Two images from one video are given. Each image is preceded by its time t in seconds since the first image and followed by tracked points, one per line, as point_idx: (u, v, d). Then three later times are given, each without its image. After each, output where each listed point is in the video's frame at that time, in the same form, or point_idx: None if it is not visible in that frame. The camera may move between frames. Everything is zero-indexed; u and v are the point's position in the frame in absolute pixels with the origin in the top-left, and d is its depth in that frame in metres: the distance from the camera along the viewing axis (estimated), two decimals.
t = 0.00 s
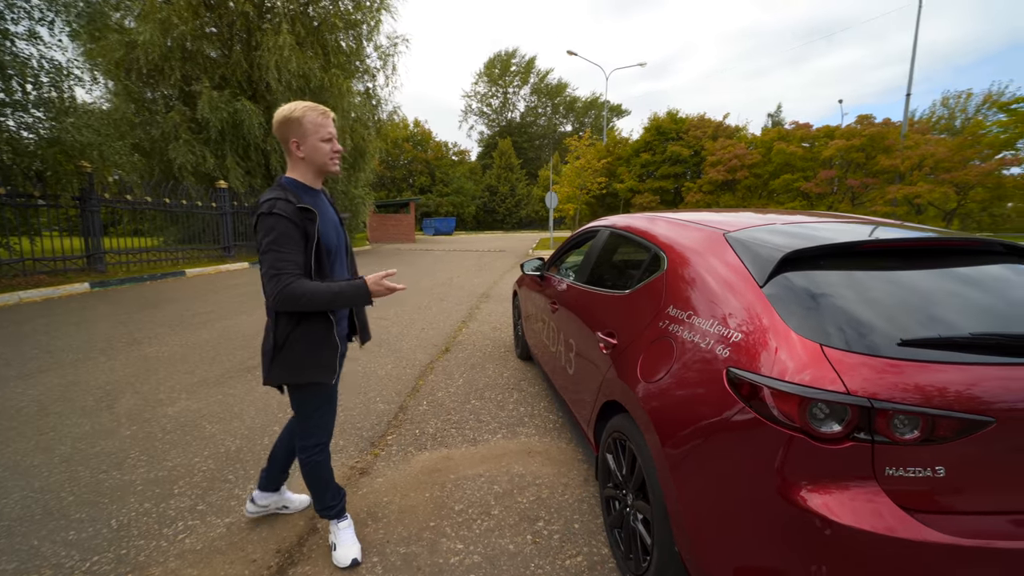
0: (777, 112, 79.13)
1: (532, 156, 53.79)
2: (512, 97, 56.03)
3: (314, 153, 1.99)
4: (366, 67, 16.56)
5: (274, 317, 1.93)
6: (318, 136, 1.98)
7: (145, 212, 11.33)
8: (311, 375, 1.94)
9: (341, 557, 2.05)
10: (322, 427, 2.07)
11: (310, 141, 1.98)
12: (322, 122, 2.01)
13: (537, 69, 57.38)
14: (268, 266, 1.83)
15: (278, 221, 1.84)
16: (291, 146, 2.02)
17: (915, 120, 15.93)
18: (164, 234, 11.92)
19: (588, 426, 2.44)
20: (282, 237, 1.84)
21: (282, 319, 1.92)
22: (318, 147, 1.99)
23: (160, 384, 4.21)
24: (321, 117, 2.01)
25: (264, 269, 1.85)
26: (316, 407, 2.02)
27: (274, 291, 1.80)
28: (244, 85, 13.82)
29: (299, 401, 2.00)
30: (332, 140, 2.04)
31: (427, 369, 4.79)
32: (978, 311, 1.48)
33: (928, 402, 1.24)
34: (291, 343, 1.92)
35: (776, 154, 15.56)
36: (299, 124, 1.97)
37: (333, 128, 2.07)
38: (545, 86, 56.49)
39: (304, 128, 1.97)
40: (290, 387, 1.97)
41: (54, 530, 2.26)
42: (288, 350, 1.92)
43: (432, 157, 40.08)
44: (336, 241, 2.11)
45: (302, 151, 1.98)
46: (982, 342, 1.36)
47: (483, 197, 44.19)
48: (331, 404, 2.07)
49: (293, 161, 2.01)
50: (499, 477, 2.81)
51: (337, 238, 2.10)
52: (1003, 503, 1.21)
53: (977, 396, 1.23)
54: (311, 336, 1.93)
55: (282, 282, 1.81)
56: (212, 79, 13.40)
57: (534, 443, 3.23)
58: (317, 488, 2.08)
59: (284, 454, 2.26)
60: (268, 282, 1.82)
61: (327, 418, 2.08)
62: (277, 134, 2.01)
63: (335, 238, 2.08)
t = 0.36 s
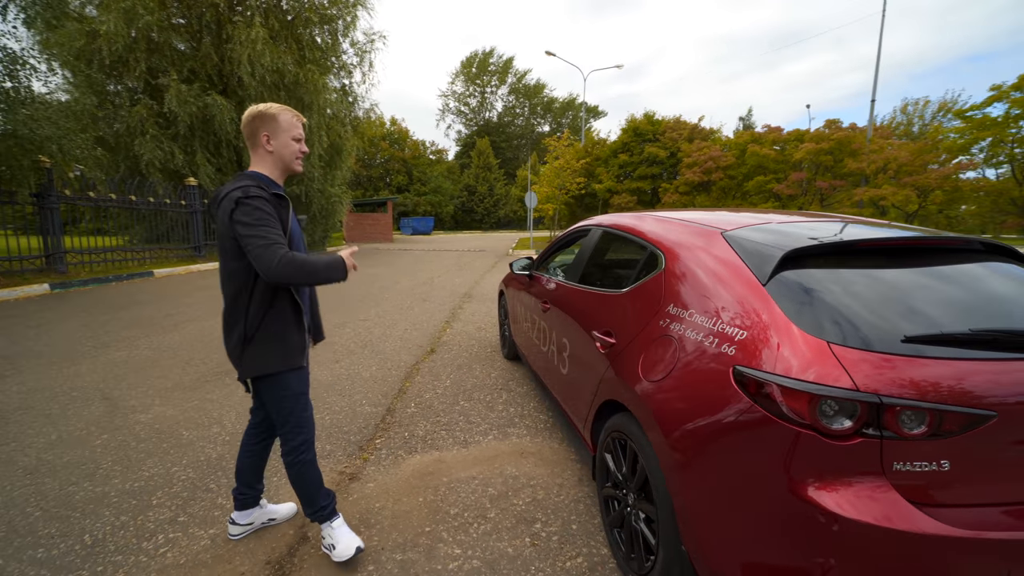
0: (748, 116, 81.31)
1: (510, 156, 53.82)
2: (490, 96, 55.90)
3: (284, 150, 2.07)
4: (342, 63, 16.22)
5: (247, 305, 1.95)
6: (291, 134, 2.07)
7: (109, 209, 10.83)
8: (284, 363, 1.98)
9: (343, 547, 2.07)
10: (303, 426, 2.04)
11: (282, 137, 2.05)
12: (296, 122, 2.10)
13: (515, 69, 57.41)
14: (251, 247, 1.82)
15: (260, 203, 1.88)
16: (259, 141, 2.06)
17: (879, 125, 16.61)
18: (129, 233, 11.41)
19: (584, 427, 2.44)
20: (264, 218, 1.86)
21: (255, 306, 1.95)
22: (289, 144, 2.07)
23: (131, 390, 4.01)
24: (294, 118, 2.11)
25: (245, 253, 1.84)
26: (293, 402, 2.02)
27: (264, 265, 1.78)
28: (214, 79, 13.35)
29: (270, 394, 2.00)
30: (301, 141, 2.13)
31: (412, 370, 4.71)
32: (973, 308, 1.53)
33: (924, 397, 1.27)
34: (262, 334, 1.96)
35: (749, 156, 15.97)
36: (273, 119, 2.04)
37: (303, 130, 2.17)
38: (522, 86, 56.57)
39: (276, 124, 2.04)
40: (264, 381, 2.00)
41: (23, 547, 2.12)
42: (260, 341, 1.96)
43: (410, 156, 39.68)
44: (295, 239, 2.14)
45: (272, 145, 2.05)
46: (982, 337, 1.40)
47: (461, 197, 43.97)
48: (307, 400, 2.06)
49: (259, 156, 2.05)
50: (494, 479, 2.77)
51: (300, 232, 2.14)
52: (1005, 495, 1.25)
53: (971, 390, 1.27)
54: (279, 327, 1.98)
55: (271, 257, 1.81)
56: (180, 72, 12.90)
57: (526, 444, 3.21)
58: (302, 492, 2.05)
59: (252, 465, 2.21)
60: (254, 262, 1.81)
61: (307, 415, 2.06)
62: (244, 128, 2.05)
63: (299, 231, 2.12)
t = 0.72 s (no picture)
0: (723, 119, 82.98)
1: (490, 156, 53.76)
2: (470, 96, 55.65)
3: (264, 150, 2.12)
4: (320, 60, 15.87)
5: (243, 301, 1.91)
6: (271, 134, 2.14)
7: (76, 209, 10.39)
8: (285, 356, 2.01)
9: (362, 507, 2.31)
10: (312, 414, 2.11)
11: (263, 138, 2.11)
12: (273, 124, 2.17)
13: (495, 69, 57.35)
14: (256, 243, 1.82)
15: (259, 199, 1.88)
16: (238, 138, 2.08)
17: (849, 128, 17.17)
18: (97, 233, 10.93)
19: (585, 429, 2.43)
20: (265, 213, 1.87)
21: (252, 302, 1.93)
22: (269, 145, 2.14)
23: (105, 398, 3.82)
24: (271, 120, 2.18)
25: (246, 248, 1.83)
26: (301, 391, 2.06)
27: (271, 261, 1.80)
28: (187, 74, 12.91)
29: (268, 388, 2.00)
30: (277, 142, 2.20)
31: (402, 373, 4.63)
32: (974, 306, 1.57)
33: (938, 397, 1.29)
34: (261, 329, 1.95)
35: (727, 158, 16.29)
36: (254, 119, 2.09)
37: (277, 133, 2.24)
38: (502, 86, 56.50)
39: (260, 125, 2.11)
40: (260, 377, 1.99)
41: None
42: (258, 336, 1.95)
43: (389, 155, 39.22)
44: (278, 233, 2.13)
45: (254, 144, 2.09)
46: (989, 336, 1.43)
47: (442, 197, 43.69)
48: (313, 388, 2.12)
49: (238, 153, 2.07)
50: (492, 483, 2.73)
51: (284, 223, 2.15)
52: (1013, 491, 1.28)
53: (971, 388, 1.29)
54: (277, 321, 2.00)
55: (276, 255, 1.84)
56: (150, 66, 12.42)
57: (523, 446, 3.18)
58: (310, 477, 2.15)
59: (244, 474, 2.14)
60: (260, 257, 1.82)
61: (314, 404, 2.12)
62: (220, 124, 2.05)
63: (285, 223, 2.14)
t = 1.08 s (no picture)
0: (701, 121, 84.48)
1: (472, 156, 53.61)
2: (451, 95, 55.33)
3: (262, 154, 2.25)
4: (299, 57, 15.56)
5: (253, 306, 2.02)
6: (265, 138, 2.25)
7: (41, 208, 9.96)
8: (293, 355, 2.19)
9: (335, 473, 2.67)
10: (294, 413, 2.31)
11: (259, 142, 2.23)
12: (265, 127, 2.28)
13: (476, 68, 57.15)
14: (267, 250, 1.96)
15: (267, 206, 2.01)
16: (236, 142, 2.17)
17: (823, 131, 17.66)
18: (63, 234, 10.50)
19: (582, 432, 2.44)
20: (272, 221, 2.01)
21: (261, 306, 2.06)
22: (265, 149, 2.26)
23: (79, 406, 3.66)
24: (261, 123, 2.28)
25: (256, 256, 1.94)
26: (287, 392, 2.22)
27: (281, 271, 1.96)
28: (159, 69, 12.49)
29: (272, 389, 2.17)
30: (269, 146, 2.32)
31: (390, 376, 4.56)
32: (966, 306, 1.61)
33: (940, 396, 1.32)
34: (270, 332, 2.09)
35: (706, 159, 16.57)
36: (248, 122, 2.18)
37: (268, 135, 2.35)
38: (483, 86, 56.35)
39: (256, 130, 2.21)
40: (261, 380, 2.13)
41: None
42: (270, 341, 2.08)
43: (370, 154, 38.73)
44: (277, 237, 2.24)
45: (251, 149, 2.20)
46: (983, 335, 1.47)
47: (423, 197, 43.36)
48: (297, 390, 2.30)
49: (235, 156, 2.17)
50: (488, 486, 2.71)
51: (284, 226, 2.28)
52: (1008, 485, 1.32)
53: (963, 385, 1.33)
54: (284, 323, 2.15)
55: (281, 268, 1.99)
56: (120, 61, 11.98)
57: (516, 448, 3.17)
58: (296, 458, 2.42)
59: (237, 479, 2.10)
60: (271, 269, 1.96)
61: (296, 405, 2.30)
62: (217, 126, 2.11)
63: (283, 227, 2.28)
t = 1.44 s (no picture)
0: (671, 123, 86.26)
1: (445, 154, 53.15)
2: (424, 92, 54.65)
3: (263, 157, 2.11)
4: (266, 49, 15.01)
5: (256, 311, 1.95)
6: (268, 140, 2.11)
7: None
8: (288, 360, 2.12)
9: (324, 492, 2.51)
10: (285, 418, 2.21)
11: (260, 145, 2.09)
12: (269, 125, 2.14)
13: (449, 65, 56.62)
14: (274, 260, 1.88)
15: (274, 215, 1.93)
16: (235, 144, 2.03)
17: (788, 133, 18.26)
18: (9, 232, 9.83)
19: (573, 433, 2.41)
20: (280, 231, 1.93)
21: (261, 311, 1.99)
22: (266, 151, 2.12)
23: (31, 418, 3.40)
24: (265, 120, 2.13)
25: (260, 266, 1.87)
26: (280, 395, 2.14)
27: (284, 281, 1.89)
28: (114, 59, 11.83)
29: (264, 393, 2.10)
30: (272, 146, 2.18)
31: (369, 379, 4.43)
32: (952, 302, 1.66)
33: (937, 393, 1.34)
34: (265, 339, 2.02)
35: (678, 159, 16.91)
36: (250, 123, 2.04)
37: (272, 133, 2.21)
38: (457, 83, 55.88)
39: (258, 132, 2.07)
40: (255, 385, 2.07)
41: None
42: (267, 345, 2.02)
43: (341, 151, 37.89)
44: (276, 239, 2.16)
45: (251, 153, 2.06)
46: (972, 331, 1.50)
47: (396, 195, 42.72)
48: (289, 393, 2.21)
49: (235, 159, 2.04)
50: (476, 491, 2.65)
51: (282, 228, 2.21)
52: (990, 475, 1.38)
53: (947, 379, 1.35)
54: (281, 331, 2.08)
55: (290, 274, 1.92)
56: (71, 48, 11.28)
57: (503, 450, 3.12)
58: (286, 467, 2.33)
59: (216, 490, 1.98)
60: (279, 275, 1.89)
61: (288, 410, 2.21)
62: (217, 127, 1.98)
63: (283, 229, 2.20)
